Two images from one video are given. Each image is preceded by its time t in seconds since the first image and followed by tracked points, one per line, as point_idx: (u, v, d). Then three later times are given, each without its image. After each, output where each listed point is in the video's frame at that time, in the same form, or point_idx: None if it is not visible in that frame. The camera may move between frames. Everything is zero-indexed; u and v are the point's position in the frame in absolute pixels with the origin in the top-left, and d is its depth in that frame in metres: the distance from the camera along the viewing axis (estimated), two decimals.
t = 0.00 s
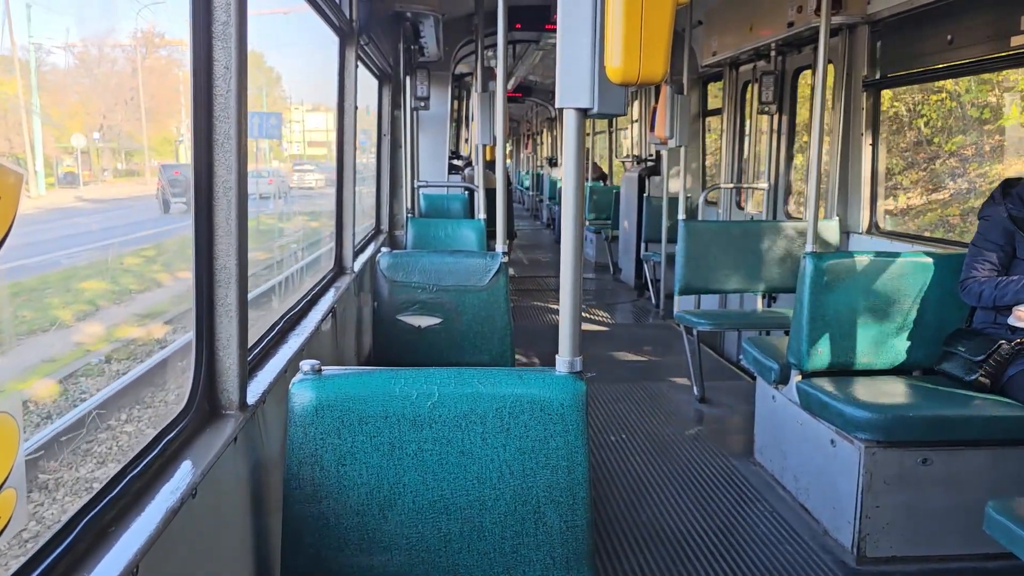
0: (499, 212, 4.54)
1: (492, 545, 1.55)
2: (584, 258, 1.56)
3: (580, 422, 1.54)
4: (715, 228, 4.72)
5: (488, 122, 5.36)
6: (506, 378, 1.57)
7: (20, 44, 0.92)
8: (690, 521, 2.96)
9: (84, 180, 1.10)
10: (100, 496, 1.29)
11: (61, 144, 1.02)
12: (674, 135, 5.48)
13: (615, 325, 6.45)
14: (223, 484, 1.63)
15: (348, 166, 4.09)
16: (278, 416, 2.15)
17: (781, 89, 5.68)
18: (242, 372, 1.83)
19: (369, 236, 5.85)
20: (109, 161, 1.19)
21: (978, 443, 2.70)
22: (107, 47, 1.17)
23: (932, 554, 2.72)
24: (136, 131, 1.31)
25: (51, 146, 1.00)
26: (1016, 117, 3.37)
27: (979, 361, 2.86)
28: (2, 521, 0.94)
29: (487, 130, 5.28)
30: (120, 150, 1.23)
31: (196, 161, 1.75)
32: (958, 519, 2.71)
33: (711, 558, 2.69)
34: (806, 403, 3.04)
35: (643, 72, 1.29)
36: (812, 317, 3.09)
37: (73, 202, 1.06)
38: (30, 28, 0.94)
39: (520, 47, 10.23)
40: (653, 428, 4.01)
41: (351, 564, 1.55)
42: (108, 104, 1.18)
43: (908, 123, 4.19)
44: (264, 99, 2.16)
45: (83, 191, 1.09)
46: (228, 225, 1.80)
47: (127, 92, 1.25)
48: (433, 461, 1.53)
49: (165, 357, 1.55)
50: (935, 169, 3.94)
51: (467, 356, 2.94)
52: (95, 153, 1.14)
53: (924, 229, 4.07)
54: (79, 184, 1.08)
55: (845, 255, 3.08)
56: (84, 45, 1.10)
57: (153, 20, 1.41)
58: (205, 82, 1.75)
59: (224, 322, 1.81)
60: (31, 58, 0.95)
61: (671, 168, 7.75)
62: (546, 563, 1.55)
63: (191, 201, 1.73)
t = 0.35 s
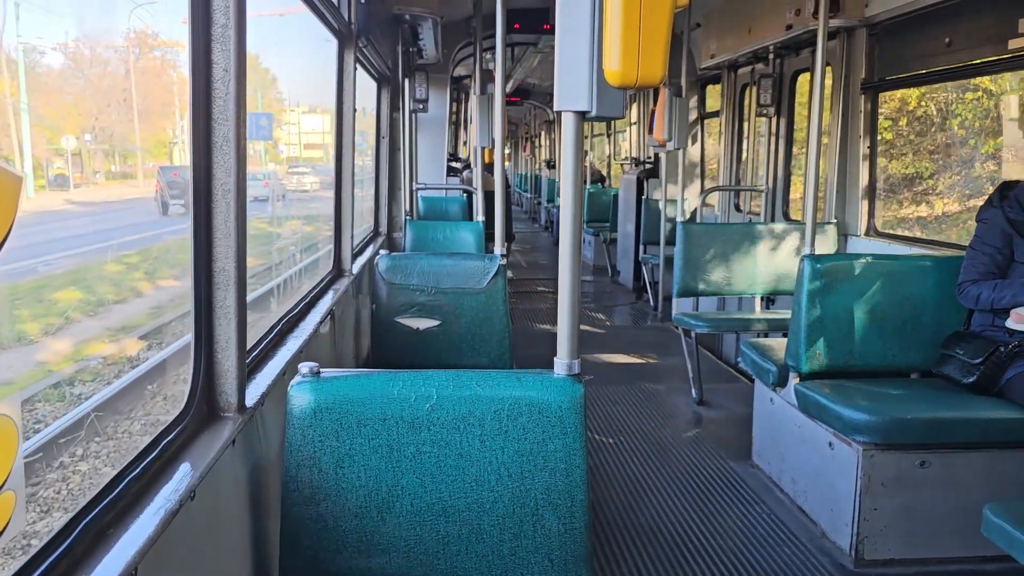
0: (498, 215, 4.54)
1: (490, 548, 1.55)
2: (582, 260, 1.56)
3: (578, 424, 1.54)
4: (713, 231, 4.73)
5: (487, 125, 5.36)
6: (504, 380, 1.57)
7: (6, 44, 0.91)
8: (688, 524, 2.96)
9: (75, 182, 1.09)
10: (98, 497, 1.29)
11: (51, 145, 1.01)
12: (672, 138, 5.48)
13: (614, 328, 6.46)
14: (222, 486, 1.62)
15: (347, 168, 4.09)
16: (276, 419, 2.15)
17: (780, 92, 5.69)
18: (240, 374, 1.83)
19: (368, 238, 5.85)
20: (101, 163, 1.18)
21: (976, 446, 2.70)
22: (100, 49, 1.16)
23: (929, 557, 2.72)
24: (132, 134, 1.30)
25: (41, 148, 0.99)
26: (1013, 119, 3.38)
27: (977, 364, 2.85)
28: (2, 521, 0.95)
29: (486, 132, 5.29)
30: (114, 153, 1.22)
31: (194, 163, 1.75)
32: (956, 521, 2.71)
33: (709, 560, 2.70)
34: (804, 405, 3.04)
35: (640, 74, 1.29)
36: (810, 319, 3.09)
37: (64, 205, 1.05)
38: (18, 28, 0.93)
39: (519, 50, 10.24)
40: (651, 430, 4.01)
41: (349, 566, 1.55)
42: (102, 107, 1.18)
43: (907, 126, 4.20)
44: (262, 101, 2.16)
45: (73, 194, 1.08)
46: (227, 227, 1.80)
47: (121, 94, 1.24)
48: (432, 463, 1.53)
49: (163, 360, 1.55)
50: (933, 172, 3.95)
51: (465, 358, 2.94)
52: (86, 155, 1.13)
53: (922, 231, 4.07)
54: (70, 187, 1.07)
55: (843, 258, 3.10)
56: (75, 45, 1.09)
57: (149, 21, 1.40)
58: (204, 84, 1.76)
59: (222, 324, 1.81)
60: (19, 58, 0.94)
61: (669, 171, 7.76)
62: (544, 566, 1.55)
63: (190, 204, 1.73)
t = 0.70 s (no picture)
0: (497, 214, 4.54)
1: (489, 547, 1.55)
2: (581, 260, 1.56)
3: (577, 424, 1.54)
4: (712, 230, 4.73)
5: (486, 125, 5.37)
6: (503, 380, 1.56)
7: None
8: (688, 524, 2.96)
9: (67, 183, 1.08)
10: (98, 497, 1.29)
11: (43, 145, 1.01)
12: (671, 138, 5.48)
13: (613, 328, 6.46)
14: (221, 486, 1.62)
15: (346, 168, 4.09)
16: (275, 418, 2.15)
17: (779, 92, 5.70)
18: (239, 374, 1.83)
19: (367, 238, 5.85)
20: (95, 164, 1.17)
21: (975, 446, 2.70)
22: (94, 48, 1.16)
23: (929, 557, 2.72)
24: (127, 134, 1.30)
25: (32, 148, 0.98)
26: (1013, 119, 3.38)
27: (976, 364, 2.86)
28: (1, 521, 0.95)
29: (486, 132, 5.29)
30: (109, 154, 1.22)
31: (193, 163, 1.75)
32: (955, 521, 2.71)
33: (709, 561, 2.69)
34: (803, 404, 3.04)
35: (640, 74, 1.29)
36: (810, 319, 3.09)
37: (55, 206, 1.04)
38: (8, 26, 0.92)
39: (519, 51, 10.25)
40: (650, 430, 4.01)
41: (348, 566, 1.55)
42: (96, 107, 1.18)
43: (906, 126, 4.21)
44: (259, 101, 2.16)
45: (65, 195, 1.07)
46: (226, 226, 1.80)
47: (115, 94, 1.24)
48: (431, 463, 1.53)
49: (161, 360, 1.56)
50: (932, 172, 3.95)
51: (464, 358, 2.94)
52: (79, 155, 1.12)
53: (921, 231, 4.08)
54: (62, 188, 1.06)
55: (842, 258, 3.10)
56: (69, 44, 1.09)
57: (145, 20, 1.40)
58: (203, 84, 1.76)
59: (221, 323, 1.81)
60: (9, 55, 0.94)
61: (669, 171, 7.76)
62: (543, 565, 1.55)
63: (188, 203, 1.73)
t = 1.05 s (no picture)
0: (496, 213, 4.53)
1: (488, 546, 1.54)
2: (580, 259, 1.56)
3: (576, 423, 1.54)
4: (711, 229, 4.72)
5: (485, 124, 5.36)
6: (503, 378, 1.56)
7: None
8: (687, 523, 2.96)
9: (58, 183, 1.06)
10: (96, 497, 1.29)
11: (34, 144, 0.99)
12: (670, 136, 5.47)
13: (612, 327, 6.45)
14: (220, 485, 1.62)
15: (345, 167, 4.08)
16: (273, 417, 2.14)
17: (778, 91, 5.70)
18: (238, 373, 1.83)
19: (366, 237, 5.84)
20: (87, 163, 1.17)
21: (974, 444, 2.71)
22: (86, 46, 1.15)
23: (929, 555, 2.72)
24: (121, 134, 1.30)
25: (23, 147, 0.97)
26: (1011, 117, 3.38)
27: (976, 362, 2.86)
28: None
29: (485, 131, 5.29)
30: (101, 154, 1.22)
31: (191, 162, 1.75)
32: (955, 519, 2.71)
33: (709, 560, 2.69)
34: (802, 403, 3.04)
35: (639, 72, 1.28)
36: (809, 318, 3.09)
37: (46, 206, 1.03)
38: None
39: (518, 49, 10.24)
40: (650, 429, 4.01)
41: (348, 565, 1.54)
42: (89, 105, 1.17)
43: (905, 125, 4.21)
44: (255, 100, 2.16)
45: (56, 195, 1.06)
46: (224, 225, 1.79)
47: (107, 92, 1.23)
48: (430, 462, 1.53)
49: (159, 360, 1.55)
50: (931, 171, 3.95)
51: (463, 357, 2.93)
52: (70, 154, 1.11)
53: (920, 230, 4.08)
54: (53, 188, 1.05)
55: (842, 256, 3.10)
56: (61, 42, 1.08)
57: (141, 20, 1.39)
58: (201, 83, 1.76)
59: (220, 322, 1.81)
60: None
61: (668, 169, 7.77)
62: (542, 564, 1.54)
63: (186, 202, 1.73)
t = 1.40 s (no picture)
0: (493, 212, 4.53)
1: (486, 544, 1.55)
2: (578, 258, 1.57)
3: (574, 421, 1.54)
4: (709, 227, 4.72)
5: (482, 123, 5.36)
6: (500, 377, 1.56)
7: None
8: (685, 521, 2.96)
9: (48, 182, 1.06)
10: (93, 496, 1.29)
11: (23, 144, 0.99)
12: (668, 135, 5.45)
13: (610, 325, 6.46)
14: (217, 484, 1.62)
15: (342, 165, 4.08)
16: (271, 416, 2.14)
17: (775, 89, 5.70)
18: (236, 372, 1.82)
19: (364, 236, 5.83)
20: (79, 163, 1.16)
21: (971, 441, 2.71)
22: (78, 44, 1.15)
23: (926, 552, 2.73)
24: (115, 132, 1.29)
25: (13, 146, 0.97)
26: (1007, 115, 3.38)
27: (972, 359, 2.86)
28: None
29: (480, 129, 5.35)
30: (94, 153, 1.21)
31: (189, 161, 1.75)
32: (952, 516, 2.72)
33: (706, 557, 2.70)
34: (800, 401, 3.05)
35: (636, 71, 1.29)
36: (806, 316, 3.10)
37: (36, 206, 1.02)
38: None
39: (515, 48, 10.24)
40: (647, 426, 4.01)
41: (346, 563, 1.55)
42: (80, 100, 1.17)
43: (902, 122, 4.21)
44: (251, 99, 2.15)
45: (46, 195, 1.05)
46: (222, 223, 1.80)
47: (99, 91, 1.23)
48: (428, 460, 1.53)
49: (155, 360, 1.55)
50: (927, 168, 3.96)
51: (461, 356, 2.94)
52: (62, 154, 1.11)
53: (917, 227, 4.08)
54: (43, 188, 1.04)
55: (839, 254, 3.10)
56: (53, 40, 1.08)
57: (137, 19, 1.39)
58: (198, 82, 1.76)
59: (217, 321, 1.81)
60: None
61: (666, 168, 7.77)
62: (540, 562, 1.55)
63: (183, 202, 1.73)
